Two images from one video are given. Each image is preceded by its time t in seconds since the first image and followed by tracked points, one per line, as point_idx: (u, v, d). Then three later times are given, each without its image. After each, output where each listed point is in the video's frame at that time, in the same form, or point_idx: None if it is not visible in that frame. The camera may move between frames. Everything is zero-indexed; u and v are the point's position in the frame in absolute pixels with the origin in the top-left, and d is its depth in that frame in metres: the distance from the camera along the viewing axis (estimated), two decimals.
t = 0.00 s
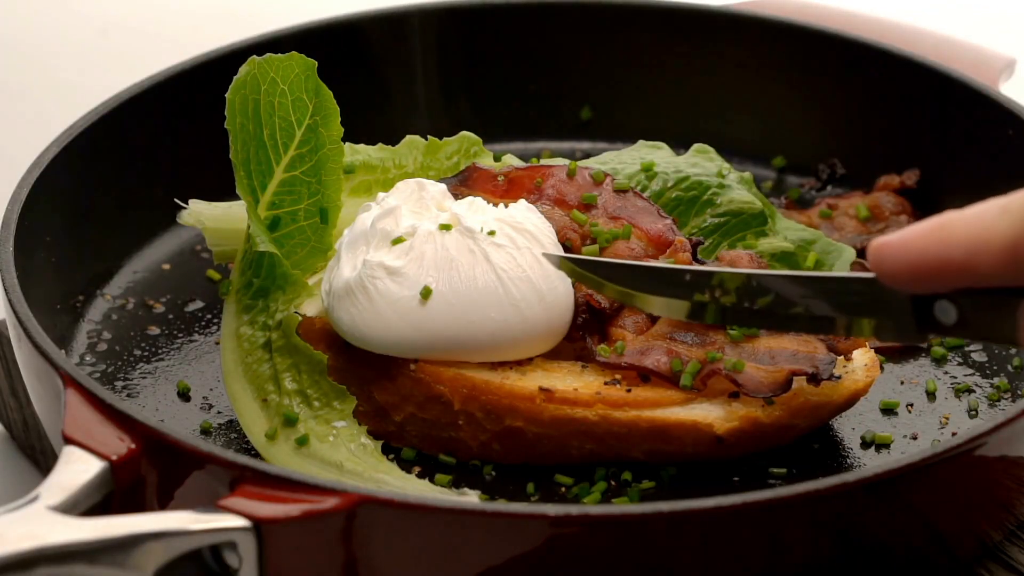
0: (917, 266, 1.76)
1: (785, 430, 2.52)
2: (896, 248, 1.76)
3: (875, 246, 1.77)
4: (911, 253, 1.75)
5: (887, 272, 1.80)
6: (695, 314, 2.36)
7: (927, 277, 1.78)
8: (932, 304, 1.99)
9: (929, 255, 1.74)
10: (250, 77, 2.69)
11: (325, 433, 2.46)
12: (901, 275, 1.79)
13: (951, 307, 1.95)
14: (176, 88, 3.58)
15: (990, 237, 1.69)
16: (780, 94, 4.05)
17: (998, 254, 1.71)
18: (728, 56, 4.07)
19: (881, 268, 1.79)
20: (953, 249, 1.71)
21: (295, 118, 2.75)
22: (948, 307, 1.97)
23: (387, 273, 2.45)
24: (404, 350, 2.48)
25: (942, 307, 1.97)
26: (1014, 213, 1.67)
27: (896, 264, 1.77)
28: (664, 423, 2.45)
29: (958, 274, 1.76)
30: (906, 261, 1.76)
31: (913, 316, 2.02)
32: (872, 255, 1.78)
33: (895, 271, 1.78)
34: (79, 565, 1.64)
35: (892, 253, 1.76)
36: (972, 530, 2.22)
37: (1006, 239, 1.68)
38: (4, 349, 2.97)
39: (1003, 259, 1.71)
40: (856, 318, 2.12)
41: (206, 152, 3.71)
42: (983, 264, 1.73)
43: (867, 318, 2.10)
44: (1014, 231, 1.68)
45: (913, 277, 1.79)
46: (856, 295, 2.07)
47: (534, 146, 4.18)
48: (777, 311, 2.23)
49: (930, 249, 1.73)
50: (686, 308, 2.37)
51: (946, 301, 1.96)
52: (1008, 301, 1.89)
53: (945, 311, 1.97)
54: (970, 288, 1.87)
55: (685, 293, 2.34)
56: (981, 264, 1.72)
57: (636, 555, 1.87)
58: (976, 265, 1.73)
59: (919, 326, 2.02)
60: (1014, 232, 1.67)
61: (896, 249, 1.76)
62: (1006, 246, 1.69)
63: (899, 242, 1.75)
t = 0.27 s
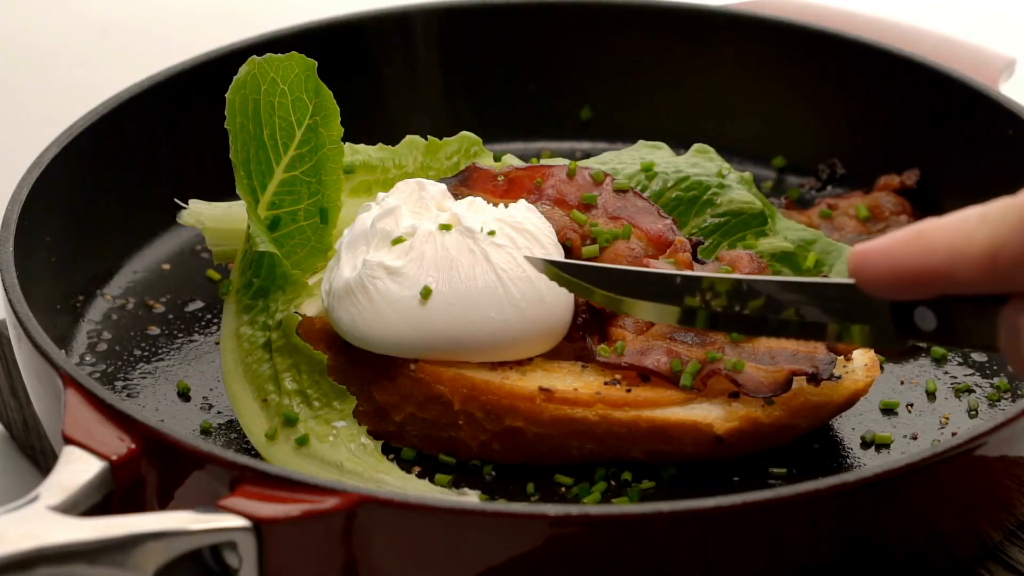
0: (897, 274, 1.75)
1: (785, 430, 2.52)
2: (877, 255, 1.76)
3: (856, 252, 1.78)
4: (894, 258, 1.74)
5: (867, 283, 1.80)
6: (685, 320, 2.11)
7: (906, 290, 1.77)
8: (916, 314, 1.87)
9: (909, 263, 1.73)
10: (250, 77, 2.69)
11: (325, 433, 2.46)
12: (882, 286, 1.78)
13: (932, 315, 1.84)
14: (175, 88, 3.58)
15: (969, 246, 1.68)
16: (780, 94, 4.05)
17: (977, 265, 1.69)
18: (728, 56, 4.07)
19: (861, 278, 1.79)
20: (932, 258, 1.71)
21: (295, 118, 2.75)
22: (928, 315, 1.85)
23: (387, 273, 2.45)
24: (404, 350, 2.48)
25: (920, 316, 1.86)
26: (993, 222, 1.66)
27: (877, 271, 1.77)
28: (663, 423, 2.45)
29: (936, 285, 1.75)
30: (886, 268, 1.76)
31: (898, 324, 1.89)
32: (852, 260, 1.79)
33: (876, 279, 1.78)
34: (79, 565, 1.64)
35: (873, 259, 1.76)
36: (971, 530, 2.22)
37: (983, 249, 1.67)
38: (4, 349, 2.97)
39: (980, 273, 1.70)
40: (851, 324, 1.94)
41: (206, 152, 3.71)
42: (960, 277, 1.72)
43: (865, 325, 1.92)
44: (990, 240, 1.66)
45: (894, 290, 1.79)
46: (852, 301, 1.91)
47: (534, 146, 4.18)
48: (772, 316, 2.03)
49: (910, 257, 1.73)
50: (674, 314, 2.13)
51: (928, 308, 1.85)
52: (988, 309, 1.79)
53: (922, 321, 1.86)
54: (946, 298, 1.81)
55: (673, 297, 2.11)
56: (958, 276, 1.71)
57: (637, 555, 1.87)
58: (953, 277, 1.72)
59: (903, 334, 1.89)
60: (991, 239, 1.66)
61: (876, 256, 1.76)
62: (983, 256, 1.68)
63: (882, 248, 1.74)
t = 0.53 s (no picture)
0: (879, 279, 1.64)
1: (785, 430, 2.52)
2: (858, 258, 1.64)
3: (836, 255, 1.66)
4: (874, 263, 1.62)
5: (850, 286, 1.69)
6: (681, 321, 2.09)
7: (890, 292, 1.66)
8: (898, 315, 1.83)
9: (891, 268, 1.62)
10: (250, 77, 2.69)
11: (325, 433, 2.46)
12: (864, 289, 1.67)
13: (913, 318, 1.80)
14: (175, 88, 3.58)
15: (952, 249, 1.55)
16: (780, 94, 4.05)
17: (960, 269, 1.56)
18: (728, 56, 4.08)
19: (844, 281, 1.68)
20: (914, 261, 1.59)
21: (295, 118, 2.75)
22: (910, 316, 1.81)
23: (387, 273, 2.45)
24: (404, 350, 2.48)
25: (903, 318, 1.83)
26: (978, 224, 1.52)
27: (858, 276, 1.65)
28: (663, 423, 2.45)
29: (921, 287, 1.62)
30: (868, 273, 1.64)
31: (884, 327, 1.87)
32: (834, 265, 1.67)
33: (858, 284, 1.66)
34: (79, 565, 1.64)
35: (853, 262, 1.64)
36: (972, 530, 2.22)
37: (966, 253, 1.54)
38: (4, 349, 2.97)
39: (965, 275, 1.56)
40: (847, 326, 1.92)
41: (206, 152, 3.71)
42: (943, 279, 1.59)
43: (859, 326, 1.91)
44: (972, 243, 1.53)
45: (879, 292, 1.67)
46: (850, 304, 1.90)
47: (534, 146, 4.18)
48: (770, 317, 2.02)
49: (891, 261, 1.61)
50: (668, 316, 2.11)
51: (910, 312, 1.81)
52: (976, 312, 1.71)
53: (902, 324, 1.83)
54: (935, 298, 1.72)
55: (669, 298, 2.09)
56: (942, 279, 1.59)
57: (637, 555, 1.87)
58: (936, 279, 1.60)
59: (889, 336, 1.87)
60: (974, 245, 1.52)
61: (857, 260, 1.64)
62: (967, 259, 1.54)
63: (862, 251, 1.63)
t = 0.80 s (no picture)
0: (866, 274, 1.60)
1: (785, 430, 2.52)
2: (843, 252, 1.59)
3: (821, 248, 1.61)
4: (862, 257, 1.58)
5: (832, 281, 1.64)
6: (683, 317, 2.10)
7: (873, 288, 1.62)
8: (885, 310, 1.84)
9: (879, 262, 1.58)
10: (250, 77, 2.69)
11: (324, 433, 2.46)
12: (848, 284, 1.63)
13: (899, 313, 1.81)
14: (175, 88, 3.58)
15: (936, 245, 1.54)
16: (780, 94, 4.05)
17: (943, 266, 1.55)
18: (728, 56, 4.08)
19: (828, 275, 1.62)
20: (898, 257, 1.56)
21: (295, 118, 2.75)
22: (895, 311, 1.82)
23: (387, 273, 2.45)
24: (404, 350, 2.48)
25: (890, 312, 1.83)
26: (961, 222, 1.52)
27: (845, 272, 1.60)
28: (664, 423, 2.45)
29: (903, 284, 1.60)
30: (856, 268, 1.60)
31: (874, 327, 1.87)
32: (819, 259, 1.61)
33: (844, 278, 1.61)
34: (79, 565, 1.64)
35: (840, 256, 1.59)
36: (972, 530, 2.22)
37: (950, 249, 1.53)
38: (4, 349, 2.97)
39: (946, 273, 1.56)
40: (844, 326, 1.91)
41: (206, 152, 3.71)
42: (926, 277, 1.58)
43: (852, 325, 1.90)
44: (959, 239, 1.52)
45: (859, 288, 1.63)
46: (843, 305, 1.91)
47: (534, 146, 4.18)
48: (772, 316, 2.00)
49: (877, 256, 1.57)
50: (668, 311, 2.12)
51: (895, 306, 1.81)
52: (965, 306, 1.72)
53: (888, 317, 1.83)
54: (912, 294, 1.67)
55: (671, 296, 2.09)
56: (924, 275, 1.57)
57: (637, 555, 1.87)
58: (919, 275, 1.58)
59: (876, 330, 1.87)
60: (959, 241, 1.52)
61: (844, 253, 1.59)
62: (951, 257, 1.54)
63: (848, 244, 1.58)
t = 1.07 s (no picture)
0: (855, 275, 1.57)
1: (785, 431, 2.52)
2: (835, 252, 1.56)
3: (812, 248, 1.58)
4: (853, 258, 1.55)
5: (822, 281, 1.60)
6: (682, 317, 2.10)
7: (864, 289, 1.59)
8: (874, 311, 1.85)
9: (868, 262, 1.54)
10: (250, 77, 2.69)
11: (324, 433, 2.46)
12: (838, 284, 1.59)
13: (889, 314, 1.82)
14: (175, 88, 3.58)
15: (924, 247, 1.50)
16: (780, 94, 4.05)
17: (932, 267, 1.51)
18: (728, 56, 4.08)
19: (819, 276, 1.59)
20: (889, 257, 1.53)
21: (295, 118, 2.75)
22: (886, 311, 1.83)
23: (387, 273, 2.45)
24: (404, 350, 2.48)
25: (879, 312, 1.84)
26: (952, 222, 1.48)
27: (836, 273, 1.57)
28: (664, 423, 2.45)
29: (892, 285, 1.56)
30: (846, 269, 1.56)
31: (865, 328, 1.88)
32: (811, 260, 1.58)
33: (834, 279, 1.58)
34: (79, 565, 1.64)
35: (830, 257, 1.56)
36: (972, 530, 2.22)
37: (940, 250, 1.50)
38: (4, 349, 2.97)
39: (937, 273, 1.52)
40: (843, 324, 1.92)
41: (205, 152, 3.71)
42: (914, 277, 1.54)
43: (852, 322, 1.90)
44: (948, 241, 1.48)
45: (850, 288, 1.60)
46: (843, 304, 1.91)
47: (534, 146, 4.18)
48: (771, 314, 2.00)
49: (867, 258, 1.54)
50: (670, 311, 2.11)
51: (885, 306, 1.82)
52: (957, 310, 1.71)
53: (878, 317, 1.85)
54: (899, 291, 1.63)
55: (670, 296, 2.09)
56: (914, 276, 1.53)
57: (637, 555, 1.87)
58: (907, 276, 1.54)
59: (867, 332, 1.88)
60: (949, 242, 1.48)
61: (835, 253, 1.56)
62: (939, 259, 1.50)
63: (839, 244, 1.55)
